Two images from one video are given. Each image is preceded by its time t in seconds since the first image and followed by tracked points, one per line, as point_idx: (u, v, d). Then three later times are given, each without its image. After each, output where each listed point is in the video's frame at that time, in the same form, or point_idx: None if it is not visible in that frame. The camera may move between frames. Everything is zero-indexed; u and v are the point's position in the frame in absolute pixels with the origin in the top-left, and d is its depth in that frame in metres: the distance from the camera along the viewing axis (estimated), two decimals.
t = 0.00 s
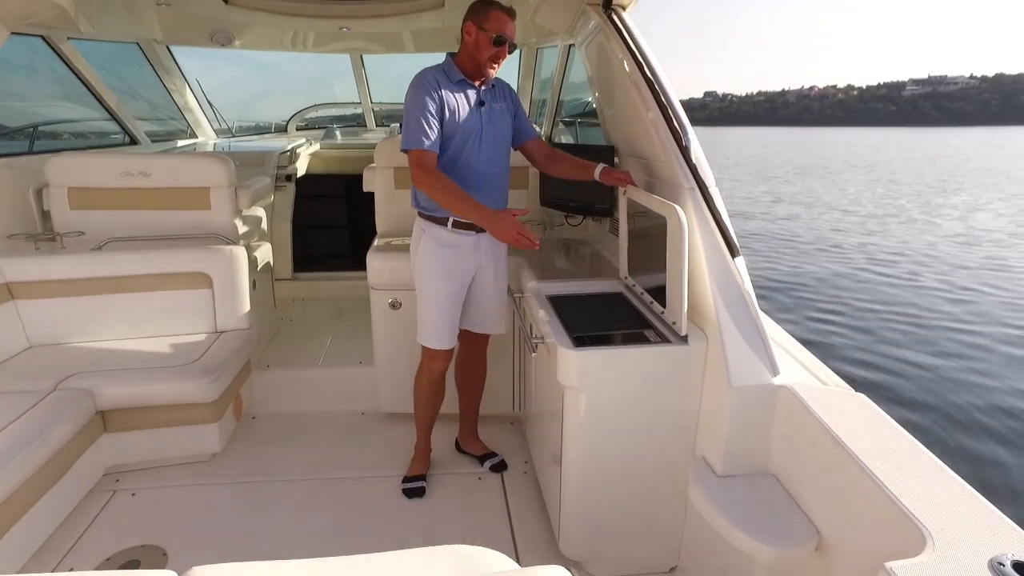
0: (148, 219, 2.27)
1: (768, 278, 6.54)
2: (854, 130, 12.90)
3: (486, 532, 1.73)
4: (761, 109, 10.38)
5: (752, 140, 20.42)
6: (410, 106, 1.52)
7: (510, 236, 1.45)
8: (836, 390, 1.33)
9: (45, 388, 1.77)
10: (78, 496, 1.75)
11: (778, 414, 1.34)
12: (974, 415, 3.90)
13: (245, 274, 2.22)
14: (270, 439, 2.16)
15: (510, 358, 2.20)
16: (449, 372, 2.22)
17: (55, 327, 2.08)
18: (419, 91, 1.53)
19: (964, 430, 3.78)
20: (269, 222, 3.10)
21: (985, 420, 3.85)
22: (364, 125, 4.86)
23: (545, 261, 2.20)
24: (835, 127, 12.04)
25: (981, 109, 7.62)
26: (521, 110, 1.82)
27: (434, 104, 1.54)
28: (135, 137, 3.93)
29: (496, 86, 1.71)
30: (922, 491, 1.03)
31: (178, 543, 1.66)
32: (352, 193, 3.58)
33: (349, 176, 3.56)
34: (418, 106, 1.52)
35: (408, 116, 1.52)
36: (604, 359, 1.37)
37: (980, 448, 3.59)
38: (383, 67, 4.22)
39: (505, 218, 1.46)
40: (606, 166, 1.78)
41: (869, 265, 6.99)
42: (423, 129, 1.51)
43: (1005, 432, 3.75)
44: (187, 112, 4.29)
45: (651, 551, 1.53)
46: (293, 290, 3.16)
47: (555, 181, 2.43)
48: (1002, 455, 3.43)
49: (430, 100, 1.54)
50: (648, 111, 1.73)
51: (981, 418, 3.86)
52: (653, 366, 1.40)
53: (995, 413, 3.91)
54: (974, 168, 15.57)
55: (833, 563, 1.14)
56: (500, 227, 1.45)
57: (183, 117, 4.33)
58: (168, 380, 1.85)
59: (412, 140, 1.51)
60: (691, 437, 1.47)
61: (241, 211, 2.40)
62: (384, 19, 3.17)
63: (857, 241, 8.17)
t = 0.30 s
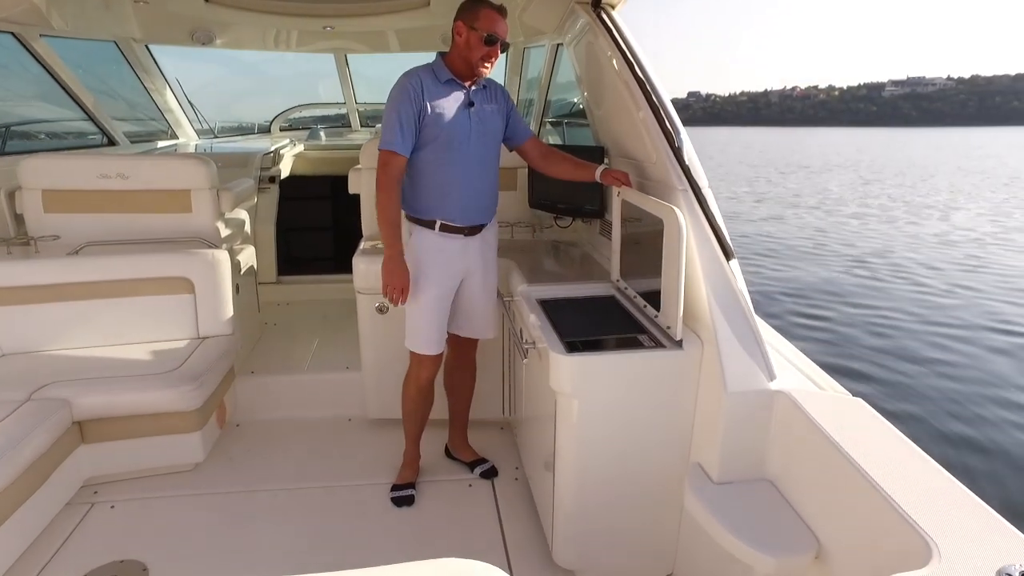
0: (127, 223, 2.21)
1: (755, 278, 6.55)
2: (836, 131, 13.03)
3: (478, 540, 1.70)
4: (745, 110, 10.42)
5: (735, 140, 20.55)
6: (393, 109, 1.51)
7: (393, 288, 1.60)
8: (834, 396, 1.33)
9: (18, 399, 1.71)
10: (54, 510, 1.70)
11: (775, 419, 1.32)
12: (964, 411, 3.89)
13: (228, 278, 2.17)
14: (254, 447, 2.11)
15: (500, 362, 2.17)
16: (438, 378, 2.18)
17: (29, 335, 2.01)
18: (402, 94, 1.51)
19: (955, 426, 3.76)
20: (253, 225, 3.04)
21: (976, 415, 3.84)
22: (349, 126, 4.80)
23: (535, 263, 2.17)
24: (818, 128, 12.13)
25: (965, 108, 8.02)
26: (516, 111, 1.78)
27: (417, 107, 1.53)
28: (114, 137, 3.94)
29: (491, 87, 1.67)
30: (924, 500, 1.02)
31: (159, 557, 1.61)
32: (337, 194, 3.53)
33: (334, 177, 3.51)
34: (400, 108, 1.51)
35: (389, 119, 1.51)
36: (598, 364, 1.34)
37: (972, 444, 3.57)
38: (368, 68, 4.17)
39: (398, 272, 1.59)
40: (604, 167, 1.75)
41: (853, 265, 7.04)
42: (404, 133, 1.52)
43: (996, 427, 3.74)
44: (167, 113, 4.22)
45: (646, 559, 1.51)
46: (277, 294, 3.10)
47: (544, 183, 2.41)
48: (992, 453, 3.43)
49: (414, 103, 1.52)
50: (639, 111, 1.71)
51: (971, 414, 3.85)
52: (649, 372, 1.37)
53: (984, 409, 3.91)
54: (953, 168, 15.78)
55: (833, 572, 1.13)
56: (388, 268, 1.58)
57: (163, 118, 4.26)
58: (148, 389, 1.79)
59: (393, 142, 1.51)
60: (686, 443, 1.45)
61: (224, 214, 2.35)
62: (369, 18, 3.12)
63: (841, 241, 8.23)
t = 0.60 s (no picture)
0: (110, 225, 2.17)
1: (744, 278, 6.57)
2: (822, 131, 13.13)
3: (470, 546, 1.67)
4: (732, 109, 10.47)
5: (722, 140, 20.65)
6: (376, 109, 1.52)
7: (344, 281, 1.62)
8: (831, 401, 1.32)
9: None
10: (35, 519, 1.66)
11: (772, 422, 1.31)
12: (956, 408, 3.90)
13: (214, 281, 2.14)
14: (242, 453, 2.08)
15: (492, 364, 2.15)
16: (429, 381, 2.16)
17: (9, 340, 1.97)
18: (385, 94, 1.52)
19: (948, 425, 3.76)
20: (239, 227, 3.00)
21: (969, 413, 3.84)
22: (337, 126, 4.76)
23: (526, 265, 2.15)
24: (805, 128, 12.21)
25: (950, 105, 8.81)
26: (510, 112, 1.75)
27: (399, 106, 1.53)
28: (96, 137, 3.96)
29: (483, 86, 1.64)
30: (924, 505, 1.01)
31: (144, 566, 1.58)
32: (325, 195, 3.49)
33: (322, 178, 3.47)
34: (383, 108, 1.51)
35: (373, 120, 1.53)
36: (593, 368, 1.32)
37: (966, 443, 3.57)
38: (356, 67, 4.13)
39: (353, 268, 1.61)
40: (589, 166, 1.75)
41: (840, 264, 7.09)
42: (387, 133, 1.53)
43: (989, 424, 3.74)
44: (151, 112, 4.17)
45: (641, 564, 1.50)
46: (265, 295, 3.06)
47: (535, 183, 2.39)
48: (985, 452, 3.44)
49: (397, 103, 1.53)
50: (632, 110, 1.69)
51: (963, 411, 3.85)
52: (644, 376, 1.36)
53: (976, 406, 3.91)
54: (938, 168, 15.97)
55: None
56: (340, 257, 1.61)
57: (147, 117, 4.21)
58: (132, 395, 1.75)
59: (376, 140, 1.53)
60: (681, 447, 1.44)
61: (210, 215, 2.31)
62: (357, 18, 3.09)
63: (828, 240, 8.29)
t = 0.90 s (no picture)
0: (96, 223, 2.14)
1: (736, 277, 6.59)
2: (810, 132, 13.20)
3: (463, 547, 1.66)
4: (723, 109, 10.51)
5: (711, 141, 20.73)
6: (362, 106, 1.51)
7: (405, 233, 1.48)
8: (824, 398, 1.32)
9: None
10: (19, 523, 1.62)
11: (766, 420, 1.31)
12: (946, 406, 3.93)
13: (203, 280, 2.11)
14: (231, 454, 2.06)
15: (484, 364, 2.14)
16: (422, 381, 2.14)
17: None
18: (372, 91, 1.51)
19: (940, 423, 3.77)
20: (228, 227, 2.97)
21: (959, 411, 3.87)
22: (327, 125, 4.73)
23: (518, 263, 2.14)
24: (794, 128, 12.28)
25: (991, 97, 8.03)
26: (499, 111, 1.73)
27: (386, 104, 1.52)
28: (81, 136, 3.93)
29: (472, 84, 1.63)
30: (918, 501, 1.02)
31: (132, 570, 1.55)
32: (315, 194, 3.46)
33: (311, 177, 3.45)
34: (369, 106, 1.51)
35: (358, 117, 1.52)
36: (586, 367, 1.32)
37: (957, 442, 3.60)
38: (345, 66, 4.10)
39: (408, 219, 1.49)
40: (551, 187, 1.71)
41: (829, 263, 7.14)
42: (373, 130, 1.52)
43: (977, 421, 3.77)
44: (138, 111, 4.12)
45: (634, 563, 1.49)
46: (254, 296, 3.03)
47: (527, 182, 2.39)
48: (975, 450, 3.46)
49: (383, 101, 1.52)
50: (625, 107, 1.69)
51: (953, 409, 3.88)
52: (637, 374, 1.35)
53: (967, 403, 3.93)
54: (924, 168, 16.14)
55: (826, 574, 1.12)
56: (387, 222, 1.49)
57: (134, 116, 4.17)
58: (119, 395, 1.73)
59: (362, 138, 1.52)
60: (675, 446, 1.43)
61: (198, 214, 2.29)
62: (347, 16, 3.07)
63: (817, 240, 8.33)
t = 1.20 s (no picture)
0: (84, 224, 2.12)
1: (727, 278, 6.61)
2: (801, 133, 13.27)
3: (455, 548, 1.66)
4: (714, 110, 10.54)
5: (703, 141, 20.79)
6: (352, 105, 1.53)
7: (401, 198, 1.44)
8: (816, 398, 1.33)
9: None
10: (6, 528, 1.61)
11: (759, 420, 1.32)
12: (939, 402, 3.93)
13: (193, 281, 2.10)
14: (222, 456, 2.04)
15: (477, 366, 2.13)
16: (414, 382, 2.14)
17: None
18: (361, 89, 1.53)
19: (932, 420, 3.79)
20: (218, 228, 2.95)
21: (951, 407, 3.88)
22: (318, 125, 4.71)
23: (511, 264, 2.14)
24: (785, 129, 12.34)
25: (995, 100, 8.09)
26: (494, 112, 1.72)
27: (375, 102, 1.53)
28: (70, 136, 3.93)
29: (465, 86, 1.63)
30: (909, 499, 1.02)
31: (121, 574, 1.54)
32: (307, 195, 3.45)
33: (303, 178, 3.43)
34: (358, 104, 1.53)
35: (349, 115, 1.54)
36: (579, 368, 1.32)
37: (952, 437, 3.59)
38: (337, 67, 4.09)
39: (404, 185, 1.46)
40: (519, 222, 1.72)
41: (819, 264, 7.18)
42: (361, 127, 1.53)
43: (968, 417, 3.79)
44: (127, 111, 4.10)
45: (627, 563, 1.50)
46: (245, 297, 3.01)
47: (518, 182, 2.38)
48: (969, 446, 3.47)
49: (373, 99, 1.53)
50: (617, 108, 1.69)
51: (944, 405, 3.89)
52: (630, 375, 1.35)
53: (958, 401, 3.95)
54: (914, 169, 16.27)
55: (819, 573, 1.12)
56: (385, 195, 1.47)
57: (124, 116, 4.15)
58: (108, 398, 1.71)
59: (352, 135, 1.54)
60: (668, 446, 1.44)
61: (188, 214, 2.27)
62: (339, 15, 3.05)
63: (808, 240, 8.38)
